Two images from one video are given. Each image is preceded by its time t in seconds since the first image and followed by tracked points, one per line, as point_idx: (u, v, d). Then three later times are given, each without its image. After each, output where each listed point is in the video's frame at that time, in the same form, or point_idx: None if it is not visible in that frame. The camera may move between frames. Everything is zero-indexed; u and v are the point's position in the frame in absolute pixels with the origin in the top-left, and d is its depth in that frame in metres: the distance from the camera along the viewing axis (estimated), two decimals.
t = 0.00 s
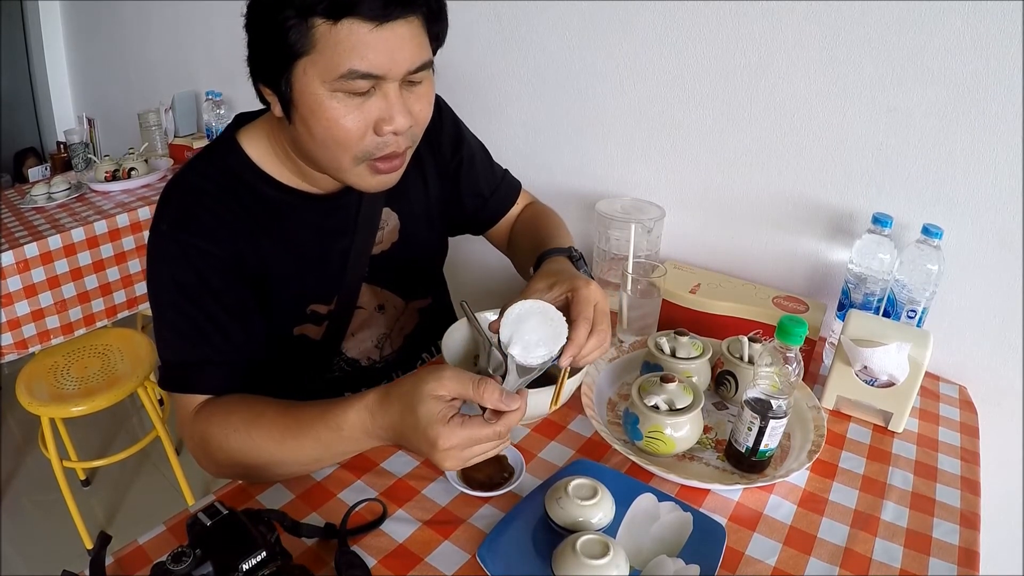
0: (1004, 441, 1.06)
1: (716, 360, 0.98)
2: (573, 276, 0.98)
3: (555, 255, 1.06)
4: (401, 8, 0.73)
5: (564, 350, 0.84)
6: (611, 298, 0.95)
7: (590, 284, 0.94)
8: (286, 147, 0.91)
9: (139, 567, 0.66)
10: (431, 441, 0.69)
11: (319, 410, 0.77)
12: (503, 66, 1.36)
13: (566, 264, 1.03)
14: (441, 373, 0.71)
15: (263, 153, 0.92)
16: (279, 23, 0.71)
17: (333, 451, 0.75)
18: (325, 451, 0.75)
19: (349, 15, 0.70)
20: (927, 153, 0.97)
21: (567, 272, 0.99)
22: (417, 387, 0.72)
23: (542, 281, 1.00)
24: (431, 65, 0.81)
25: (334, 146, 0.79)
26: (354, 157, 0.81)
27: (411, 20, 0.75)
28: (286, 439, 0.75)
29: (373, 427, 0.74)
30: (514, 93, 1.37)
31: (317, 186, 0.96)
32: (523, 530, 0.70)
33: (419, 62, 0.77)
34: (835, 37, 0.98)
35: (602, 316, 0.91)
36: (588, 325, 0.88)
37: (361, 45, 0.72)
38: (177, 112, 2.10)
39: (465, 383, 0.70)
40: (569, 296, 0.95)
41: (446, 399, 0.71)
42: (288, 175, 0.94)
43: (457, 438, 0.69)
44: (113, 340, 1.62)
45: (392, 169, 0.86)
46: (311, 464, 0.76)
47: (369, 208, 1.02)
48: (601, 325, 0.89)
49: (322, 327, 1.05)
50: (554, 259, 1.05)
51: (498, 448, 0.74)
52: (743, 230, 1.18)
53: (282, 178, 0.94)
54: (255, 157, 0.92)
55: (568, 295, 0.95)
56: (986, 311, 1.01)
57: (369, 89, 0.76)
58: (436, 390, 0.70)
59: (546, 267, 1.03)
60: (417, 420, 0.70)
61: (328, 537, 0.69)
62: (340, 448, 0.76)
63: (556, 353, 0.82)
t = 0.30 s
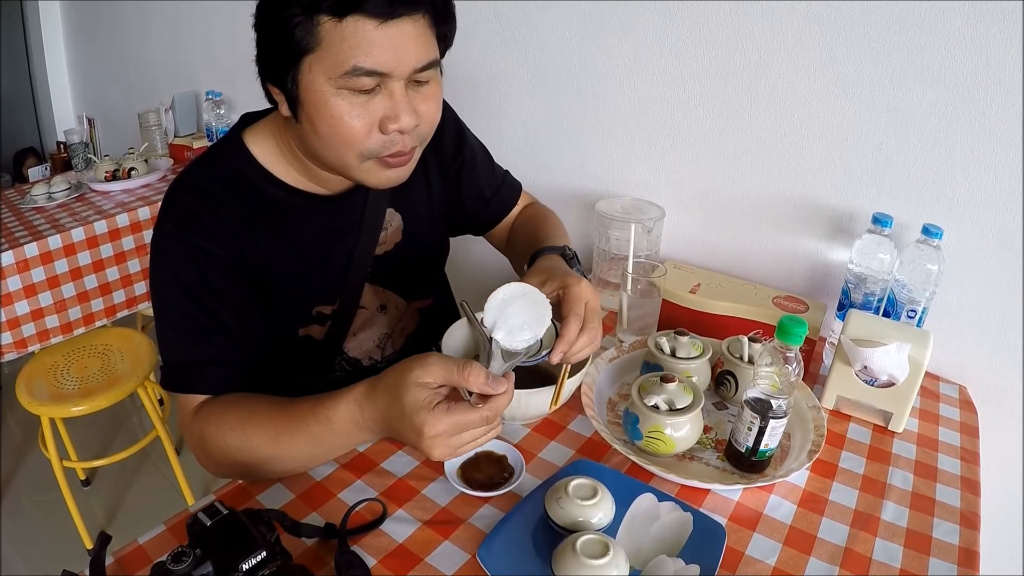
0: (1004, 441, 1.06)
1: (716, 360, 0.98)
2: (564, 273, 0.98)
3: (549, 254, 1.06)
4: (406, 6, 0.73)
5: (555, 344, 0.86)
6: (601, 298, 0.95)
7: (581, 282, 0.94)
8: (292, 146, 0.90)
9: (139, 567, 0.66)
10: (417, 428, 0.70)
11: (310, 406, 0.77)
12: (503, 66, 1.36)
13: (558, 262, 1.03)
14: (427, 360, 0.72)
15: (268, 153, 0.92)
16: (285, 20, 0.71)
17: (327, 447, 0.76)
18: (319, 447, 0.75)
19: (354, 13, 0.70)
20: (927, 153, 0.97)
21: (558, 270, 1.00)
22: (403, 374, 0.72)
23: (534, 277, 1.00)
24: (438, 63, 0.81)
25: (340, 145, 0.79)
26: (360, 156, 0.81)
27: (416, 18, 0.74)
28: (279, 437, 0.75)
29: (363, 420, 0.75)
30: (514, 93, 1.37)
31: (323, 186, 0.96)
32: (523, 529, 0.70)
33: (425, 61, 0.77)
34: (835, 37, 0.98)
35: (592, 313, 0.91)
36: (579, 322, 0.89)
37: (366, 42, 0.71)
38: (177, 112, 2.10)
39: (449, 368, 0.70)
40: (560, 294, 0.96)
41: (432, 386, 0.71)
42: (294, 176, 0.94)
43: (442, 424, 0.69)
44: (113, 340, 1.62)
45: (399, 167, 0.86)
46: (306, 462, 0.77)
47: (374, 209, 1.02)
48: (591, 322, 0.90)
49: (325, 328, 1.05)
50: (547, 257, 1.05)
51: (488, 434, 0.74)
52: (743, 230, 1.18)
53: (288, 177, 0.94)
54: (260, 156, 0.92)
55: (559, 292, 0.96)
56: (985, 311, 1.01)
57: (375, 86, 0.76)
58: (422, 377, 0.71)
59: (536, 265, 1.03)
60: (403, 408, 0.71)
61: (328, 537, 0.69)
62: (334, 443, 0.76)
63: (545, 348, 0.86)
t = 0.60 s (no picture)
0: (1004, 441, 1.06)
1: (716, 360, 0.98)
2: (561, 257, 1.01)
3: (545, 242, 1.09)
4: (414, 14, 0.73)
5: (553, 325, 0.88)
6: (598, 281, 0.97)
7: (578, 265, 0.97)
8: (300, 151, 0.90)
9: (139, 567, 0.66)
10: (385, 405, 0.69)
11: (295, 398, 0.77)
12: (504, 67, 1.36)
13: (555, 247, 1.07)
14: (397, 336, 0.71)
15: (275, 156, 0.92)
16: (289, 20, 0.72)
17: (313, 441, 0.76)
18: (305, 441, 0.75)
19: (362, 20, 0.71)
20: (927, 153, 0.97)
21: (555, 254, 1.03)
22: (376, 352, 0.72)
23: (532, 261, 1.03)
24: (449, 73, 0.80)
25: (345, 154, 0.79)
26: (366, 166, 0.81)
27: (425, 27, 0.74)
28: (266, 431, 0.76)
29: (340, 403, 0.75)
30: (515, 93, 1.37)
31: (330, 193, 0.96)
32: (523, 529, 0.70)
33: (433, 70, 0.77)
34: (835, 37, 0.98)
35: (589, 295, 0.94)
36: (576, 304, 0.91)
37: (374, 49, 0.72)
38: (177, 112, 2.10)
39: (415, 341, 0.69)
40: (558, 276, 0.99)
41: (403, 361, 0.70)
42: (302, 180, 0.94)
43: (409, 400, 0.68)
44: (112, 339, 1.62)
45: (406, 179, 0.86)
46: (295, 457, 0.77)
47: (381, 214, 1.02)
48: (588, 303, 0.92)
49: (328, 332, 1.06)
50: (544, 244, 1.08)
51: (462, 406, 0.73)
52: (743, 230, 1.18)
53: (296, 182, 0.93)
54: (266, 159, 0.91)
55: (557, 275, 0.99)
56: (986, 311, 1.00)
57: (381, 97, 0.76)
58: (393, 352, 0.70)
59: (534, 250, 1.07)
60: (373, 384, 0.70)
61: (328, 537, 0.69)
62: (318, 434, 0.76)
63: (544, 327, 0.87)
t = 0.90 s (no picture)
0: (1004, 441, 1.06)
1: (716, 360, 0.98)
2: (561, 238, 1.06)
3: (543, 229, 1.15)
4: (413, 28, 0.72)
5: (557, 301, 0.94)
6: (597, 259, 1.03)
7: (578, 244, 1.03)
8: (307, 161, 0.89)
9: (139, 567, 0.66)
10: (363, 361, 0.68)
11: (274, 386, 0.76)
12: (504, 67, 1.36)
13: (551, 232, 1.13)
14: (367, 297, 0.71)
15: (283, 165, 0.91)
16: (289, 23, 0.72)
17: (302, 423, 0.76)
18: (294, 423, 0.75)
19: (358, 36, 0.70)
20: (927, 153, 0.97)
21: (555, 236, 1.09)
22: (349, 318, 0.71)
23: (533, 244, 1.08)
24: (454, 84, 0.79)
25: (350, 171, 0.79)
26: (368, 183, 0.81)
27: (425, 41, 0.74)
28: (256, 420, 0.76)
29: (323, 376, 0.74)
30: (515, 93, 1.37)
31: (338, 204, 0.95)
32: (523, 529, 0.70)
33: (433, 85, 0.76)
34: (835, 37, 0.98)
35: (590, 271, 0.99)
36: (579, 279, 0.96)
37: (372, 63, 0.71)
38: (177, 113, 2.10)
39: (385, 296, 0.69)
40: (559, 256, 1.04)
41: (377, 319, 0.70)
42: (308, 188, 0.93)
43: (385, 352, 0.67)
44: (111, 339, 1.62)
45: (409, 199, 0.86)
46: (290, 440, 0.77)
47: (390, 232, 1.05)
48: (590, 278, 0.97)
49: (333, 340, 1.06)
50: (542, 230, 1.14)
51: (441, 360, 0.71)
52: (743, 230, 1.18)
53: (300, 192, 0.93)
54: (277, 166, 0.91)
55: (558, 254, 1.04)
56: (986, 311, 1.00)
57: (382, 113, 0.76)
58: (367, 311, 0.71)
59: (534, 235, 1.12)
60: (350, 346, 0.70)
61: (328, 537, 0.69)
62: (306, 414, 0.75)
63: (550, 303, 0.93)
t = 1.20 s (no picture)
0: (1005, 441, 1.06)
1: (716, 360, 0.98)
2: (562, 233, 1.13)
3: (540, 223, 1.20)
4: (405, 39, 0.72)
5: (565, 293, 0.99)
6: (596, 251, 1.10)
7: (581, 239, 1.09)
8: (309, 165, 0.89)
9: (139, 567, 0.66)
10: (360, 309, 0.72)
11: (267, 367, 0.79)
12: (504, 68, 1.36)
13: (548, 226, 1.18)
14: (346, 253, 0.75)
15: (286, 166, 0.91)
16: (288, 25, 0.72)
17: (300, 391, 0.79)
18: (292, 395, 0.78)
19: (349, 48, 0.71)
20: (927, 153, 0.97)
21: (556, 231, 1.15)
22: (332, 277, 0.75)
23: (536, 239, 1.14)
24: (452, 91, 0.79)
25: (347, 183, 0.79)
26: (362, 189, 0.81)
27: (419, 52, 0.74)
28: (256, 397, 0.78)
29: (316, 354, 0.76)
30: (515, 93, 1.37)
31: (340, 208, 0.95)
32: (523, 530, 0.70)
33: (428, 96, 0.76)
34: (835, 37, 0.98)
35: (593, 265, 1.06)
36: (584, 273, 1.03)
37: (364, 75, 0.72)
38: (177, 113, 2.10)
39: (365, 247, 0.74)
40: (562, 251, 1.10)
41: (361, 269, 0.75)
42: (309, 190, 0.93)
43: (379, 295, 0.71)
44: (112, 339, 1.62)
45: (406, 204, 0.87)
46: (289, 415, 0.79)
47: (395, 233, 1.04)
48: (594, 273, 1.04)
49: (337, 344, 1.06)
50: (538, 225, 1.20)
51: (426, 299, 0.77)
52: (743, 231, 1.18)
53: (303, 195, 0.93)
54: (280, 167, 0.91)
55: (562, 249, 1.10)
56: (986, 311, 1.00)
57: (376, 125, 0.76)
58: (350, 266, 0.75)
59: (533, 230, 1.17)
60: (342, 300, 0.74)
61: (328, 537, 0.69)
62: (305, 380, 0.78)
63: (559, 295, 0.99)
